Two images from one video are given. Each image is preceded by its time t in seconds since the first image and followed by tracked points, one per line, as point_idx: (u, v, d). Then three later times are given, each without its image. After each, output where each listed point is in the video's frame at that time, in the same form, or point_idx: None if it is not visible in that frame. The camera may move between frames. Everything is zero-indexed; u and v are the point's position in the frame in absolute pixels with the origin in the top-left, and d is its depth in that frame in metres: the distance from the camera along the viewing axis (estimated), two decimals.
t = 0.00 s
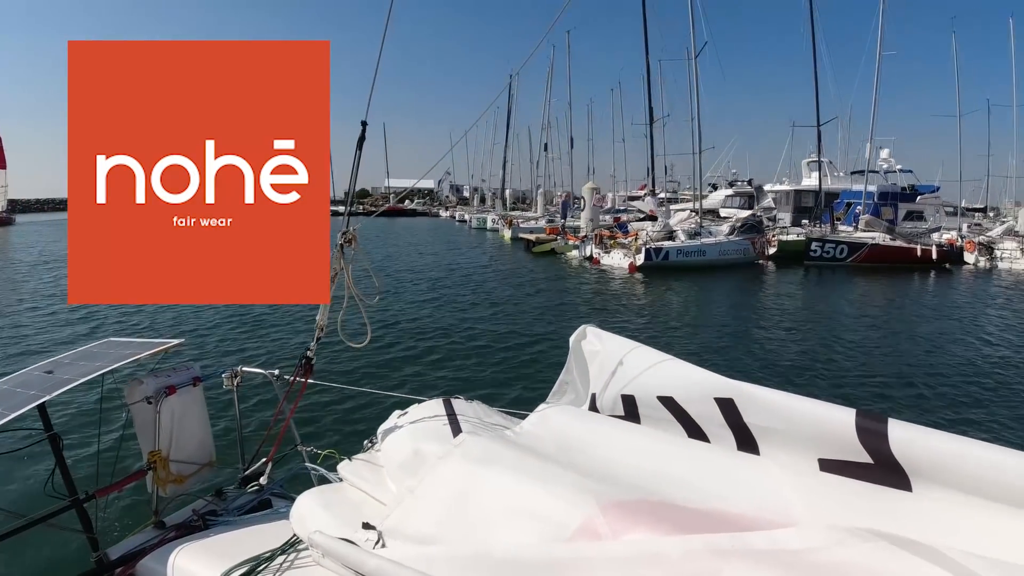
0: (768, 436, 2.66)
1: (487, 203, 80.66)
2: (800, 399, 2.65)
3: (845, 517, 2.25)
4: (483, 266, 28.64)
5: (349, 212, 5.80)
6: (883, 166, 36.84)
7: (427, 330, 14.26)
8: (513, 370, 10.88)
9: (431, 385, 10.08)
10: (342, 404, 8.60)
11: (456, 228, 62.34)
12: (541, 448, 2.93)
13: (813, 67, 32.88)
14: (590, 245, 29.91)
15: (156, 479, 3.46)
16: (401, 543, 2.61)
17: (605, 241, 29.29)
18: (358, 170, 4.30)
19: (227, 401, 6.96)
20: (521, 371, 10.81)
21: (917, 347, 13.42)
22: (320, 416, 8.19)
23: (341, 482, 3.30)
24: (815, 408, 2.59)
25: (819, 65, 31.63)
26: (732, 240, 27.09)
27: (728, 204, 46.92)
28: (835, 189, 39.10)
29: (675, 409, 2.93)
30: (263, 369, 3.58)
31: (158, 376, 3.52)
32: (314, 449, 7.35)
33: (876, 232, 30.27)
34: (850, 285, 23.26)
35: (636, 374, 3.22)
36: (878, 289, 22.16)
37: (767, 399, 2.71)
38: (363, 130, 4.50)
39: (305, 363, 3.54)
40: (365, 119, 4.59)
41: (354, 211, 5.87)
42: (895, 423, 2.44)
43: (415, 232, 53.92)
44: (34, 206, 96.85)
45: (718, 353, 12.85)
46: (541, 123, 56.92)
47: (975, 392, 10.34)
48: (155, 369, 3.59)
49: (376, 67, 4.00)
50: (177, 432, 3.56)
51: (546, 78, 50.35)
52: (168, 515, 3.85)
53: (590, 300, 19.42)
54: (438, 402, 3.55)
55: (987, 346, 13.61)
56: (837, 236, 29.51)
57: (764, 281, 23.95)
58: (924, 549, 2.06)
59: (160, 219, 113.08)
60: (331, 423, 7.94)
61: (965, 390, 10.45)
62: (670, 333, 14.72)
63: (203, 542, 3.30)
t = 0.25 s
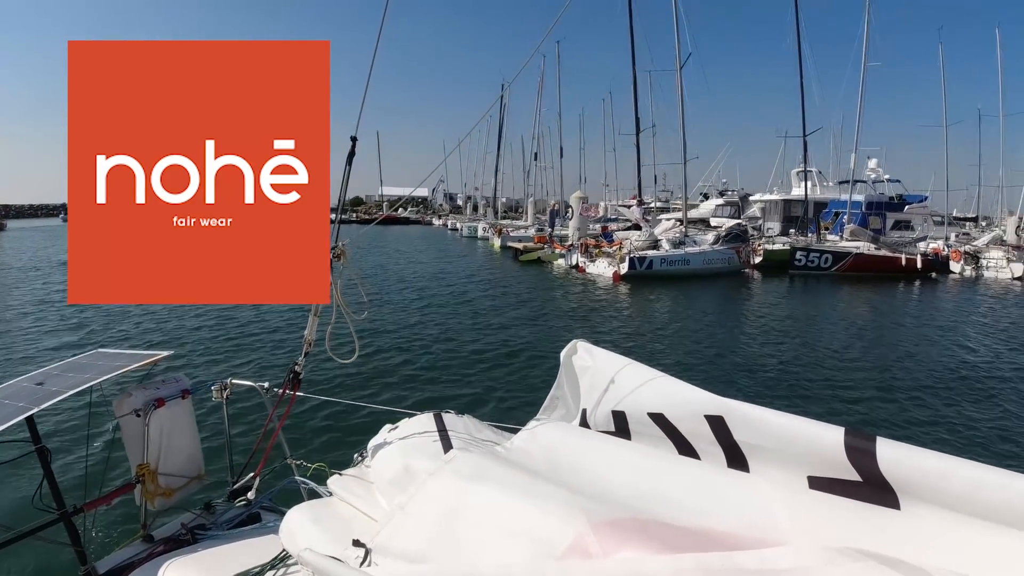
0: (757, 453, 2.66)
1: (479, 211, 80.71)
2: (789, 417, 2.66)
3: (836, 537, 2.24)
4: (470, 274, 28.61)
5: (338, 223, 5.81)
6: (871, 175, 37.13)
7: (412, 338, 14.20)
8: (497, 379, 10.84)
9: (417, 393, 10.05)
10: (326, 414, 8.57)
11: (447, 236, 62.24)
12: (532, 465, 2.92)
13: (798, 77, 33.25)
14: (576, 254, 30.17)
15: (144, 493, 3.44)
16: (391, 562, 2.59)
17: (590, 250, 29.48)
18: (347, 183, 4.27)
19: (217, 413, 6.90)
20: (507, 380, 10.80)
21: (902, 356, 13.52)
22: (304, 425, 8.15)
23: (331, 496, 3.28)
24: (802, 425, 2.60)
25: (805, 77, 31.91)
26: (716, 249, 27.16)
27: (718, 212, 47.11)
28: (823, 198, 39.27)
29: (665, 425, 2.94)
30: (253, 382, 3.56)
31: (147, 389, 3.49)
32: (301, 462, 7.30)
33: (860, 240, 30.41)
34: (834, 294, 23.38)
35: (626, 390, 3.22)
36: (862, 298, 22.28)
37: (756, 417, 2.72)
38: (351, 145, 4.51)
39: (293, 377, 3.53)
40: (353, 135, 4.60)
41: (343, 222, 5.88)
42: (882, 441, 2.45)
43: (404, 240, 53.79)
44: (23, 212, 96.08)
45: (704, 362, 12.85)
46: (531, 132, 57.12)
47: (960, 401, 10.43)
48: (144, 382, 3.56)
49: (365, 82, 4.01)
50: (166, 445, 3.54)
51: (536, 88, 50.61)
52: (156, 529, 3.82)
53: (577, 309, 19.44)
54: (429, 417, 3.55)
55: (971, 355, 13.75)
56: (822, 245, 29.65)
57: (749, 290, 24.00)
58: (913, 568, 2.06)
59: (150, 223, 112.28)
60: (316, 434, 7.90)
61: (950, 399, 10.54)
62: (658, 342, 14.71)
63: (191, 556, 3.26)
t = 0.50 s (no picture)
0: (751, 477, 2.65)
1: (471, 224, 80.77)
2: (784, 442, 2.65)
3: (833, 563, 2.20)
4: (458, 289, 28.58)
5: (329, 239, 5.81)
6: (861, 193, 37.38)
7: (398, 353, 14.14)
8: (484, 394, 10.79)
9: (406, 407, 10.00)
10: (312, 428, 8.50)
11: (439, 249, 62.24)
12: (526, 488, 2.89)
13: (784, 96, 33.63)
14: (564, 269, 30.20)
15: (135, 511, 3.39)
16: None
17: (577, 265, 29.45)
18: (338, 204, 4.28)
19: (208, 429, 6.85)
20: (494, 395, 10.76)
21: (891, 372, 13.56)
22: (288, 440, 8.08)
23: (323, 518, 3.24)
24: (795, 451, 2.59)
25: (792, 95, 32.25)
26: (702, 265, 27.14)
27: (708, 228, 47.30)
28: (813, 215, 39.38)
29: (660, 449, 2.92)
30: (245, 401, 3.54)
31: (139, 407, 3.46)
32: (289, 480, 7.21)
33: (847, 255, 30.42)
34: (822, 310, 23.43)
35: (621, 413, 3.22)
36: (848, 315, 22.34)
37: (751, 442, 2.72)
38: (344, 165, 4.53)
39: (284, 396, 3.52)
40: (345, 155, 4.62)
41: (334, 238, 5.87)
42: (877, 467, 2.45)
43: (394, 254, 53.67)
44: (14, 222, 95.49)
45: (692, 377, 12.81)
46: (522, 148, 57.49)
47: (951, 417, 10.45)
48: (135, 400, 3.54)
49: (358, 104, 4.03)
50: (157, 463, 3.51)
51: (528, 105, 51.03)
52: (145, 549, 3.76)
53: (565, 323, 19.42)
54: (423, 439, 3.53)
55: (959, 371, 13.81)
56: (808, 262, 29.70)
57: (736, 307, 24.02)
58: None
59: (142, 233, 111.75)
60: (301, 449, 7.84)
61: (940, 415, 10.57)
62: (646, 357, 14.66)
63: None
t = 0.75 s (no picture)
0: (752, 495, 2.61)
1: (466, 237, 80.73)
2: (786, 460, 2.63)
3: None
4: (451, 302, 28.55)
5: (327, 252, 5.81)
6: (856, 207, 37.38)
7: (390, 366, 14.07)
8: (476, 407, 10.72)
9: (398, 419, 9.95)
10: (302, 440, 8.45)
11: (434, 262, 62.17)
12: (524, 505, 2.85)
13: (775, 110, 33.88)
14: (556, 283, 30.07)
15: (132, 526, 3.35)
16: None
17: (569, 278, 29.43)
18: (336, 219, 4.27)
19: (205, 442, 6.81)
20: (487, 407, 10.72)
21: (885, 384, 13.55)
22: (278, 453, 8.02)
23: (319, 534, 3.20)
24: (799, 469, 2.57)
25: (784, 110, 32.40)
26: (692, 279, 27.20)
27: (703, 241, 47.28)
28: (808, 229, 39.38)
29: (661, 466, 2.90)
30: (242, 415, 3.53)
31: (136, 419, 3.43)
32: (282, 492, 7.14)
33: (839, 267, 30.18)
34: (815, 324, 23.37)
35: (621, 428, 3.20)
36: (841, 328, 22.29)
37: (754, 460, 2.69)
38: (341, 181, 4.53)
39: (281, 411, 3.52)
40: (342, 171, 4.63)
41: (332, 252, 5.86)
42: (880, 485, 2.42)
43: (388, 267, 53.52)
44: (10, 232, 95.35)
45: (687, 390, 12.74)
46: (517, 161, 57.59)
47: (948, 429, 10.43)
48: (132, 413, 3.50)
49: (357, 118, 4.03)
50: (154, 477, 3.48)
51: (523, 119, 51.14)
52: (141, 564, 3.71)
53: (557, 335, 19.38)
54: (422, 455, 3.52)
55: (955, 383, 13.80)
56: (801, 275, 29.62)
57: (729, 320, 23.96)
58: None
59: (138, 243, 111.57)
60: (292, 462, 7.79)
61: (937, 427, 10.54)
62: (640, 369, 14.59)
63: None
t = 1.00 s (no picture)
0: (754, 506, 2.59)
1: (462, 246, 80.71)
2: (788, 470, 2.61)
3: None
4: (446, 312, 28.53)
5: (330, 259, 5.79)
6: (853, 217, 37.38)
7: (384, 375, 14.05)
8: (469, 416, 10.70)
9: (393, 428, 9.93)
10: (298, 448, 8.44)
11: (430, 271, 62.14)
12: (523, 516, 2.83)
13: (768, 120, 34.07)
14: (549, 292, 29.97)
15: (130, 535, 3.34)
16: None
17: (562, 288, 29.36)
18: (337, 228, 4.28)
19: (204, 451, 6.78)
20: (481, 416, 10.70)
21: (880, 393, 13.55)
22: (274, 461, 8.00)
23: (318, 544, 3.18)
24: (800, 479, 2.55)
25: (778, 121, 32.09)
26: (685, 289, 27.09)
27: (699, 250, 47.23)
28: (806, 240, 39.05)
29: (661, 476, 2.88)
30: (242, 424, 3.52)
31: (135, 428, 3.43)
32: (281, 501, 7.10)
33: (833, 279, 29.76)
34: (810, 333, 23.32)
35: (622, 440, 3.18)
36: (835, 337, 22.24)
37: (754, 470, 2.68)
38: (342, 190, 4.54)
39: (280, 420, 3.51)
40: (343, 180, 4.63)
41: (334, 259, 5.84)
42: (882, 495, 2.40)
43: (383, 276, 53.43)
44: (8, 240, 95.36)
45: (682, 399, 12.70)
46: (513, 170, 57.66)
47: (946, 438, 10.41)
48: (131, 421, 3.51)
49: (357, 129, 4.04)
50: (153, 487, 3.47)
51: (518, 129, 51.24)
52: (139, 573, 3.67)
53: (551, 345, 19.37)
54: (423, 465, 3.50)
55: (951, 392, 13.79)
56: (794, 284, 29.50)
57: (722, 330, 23.91)
58: None
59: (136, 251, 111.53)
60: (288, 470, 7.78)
61: (934, 436, 10.52)
62: (634, 378, 14.55)
63: None
